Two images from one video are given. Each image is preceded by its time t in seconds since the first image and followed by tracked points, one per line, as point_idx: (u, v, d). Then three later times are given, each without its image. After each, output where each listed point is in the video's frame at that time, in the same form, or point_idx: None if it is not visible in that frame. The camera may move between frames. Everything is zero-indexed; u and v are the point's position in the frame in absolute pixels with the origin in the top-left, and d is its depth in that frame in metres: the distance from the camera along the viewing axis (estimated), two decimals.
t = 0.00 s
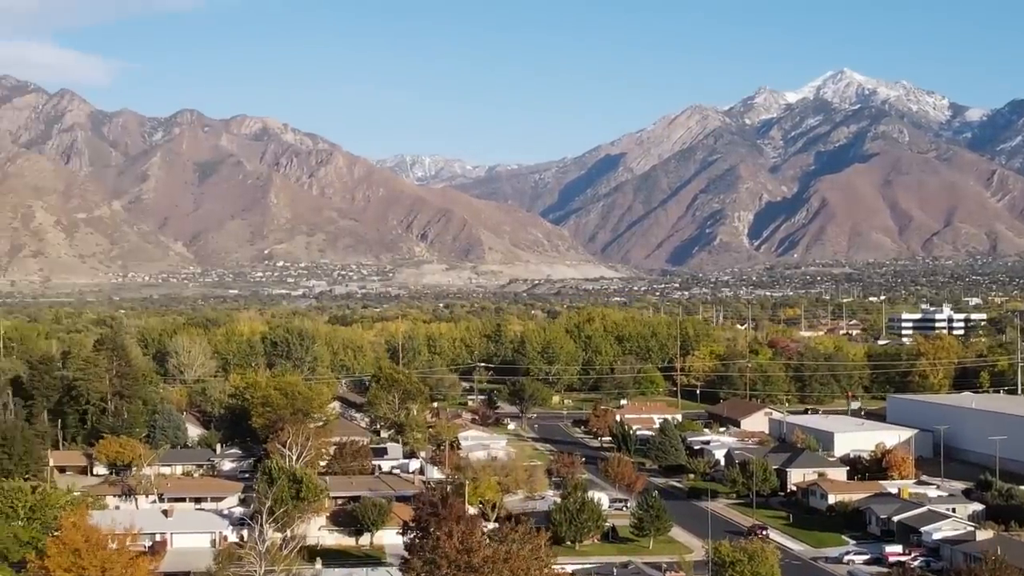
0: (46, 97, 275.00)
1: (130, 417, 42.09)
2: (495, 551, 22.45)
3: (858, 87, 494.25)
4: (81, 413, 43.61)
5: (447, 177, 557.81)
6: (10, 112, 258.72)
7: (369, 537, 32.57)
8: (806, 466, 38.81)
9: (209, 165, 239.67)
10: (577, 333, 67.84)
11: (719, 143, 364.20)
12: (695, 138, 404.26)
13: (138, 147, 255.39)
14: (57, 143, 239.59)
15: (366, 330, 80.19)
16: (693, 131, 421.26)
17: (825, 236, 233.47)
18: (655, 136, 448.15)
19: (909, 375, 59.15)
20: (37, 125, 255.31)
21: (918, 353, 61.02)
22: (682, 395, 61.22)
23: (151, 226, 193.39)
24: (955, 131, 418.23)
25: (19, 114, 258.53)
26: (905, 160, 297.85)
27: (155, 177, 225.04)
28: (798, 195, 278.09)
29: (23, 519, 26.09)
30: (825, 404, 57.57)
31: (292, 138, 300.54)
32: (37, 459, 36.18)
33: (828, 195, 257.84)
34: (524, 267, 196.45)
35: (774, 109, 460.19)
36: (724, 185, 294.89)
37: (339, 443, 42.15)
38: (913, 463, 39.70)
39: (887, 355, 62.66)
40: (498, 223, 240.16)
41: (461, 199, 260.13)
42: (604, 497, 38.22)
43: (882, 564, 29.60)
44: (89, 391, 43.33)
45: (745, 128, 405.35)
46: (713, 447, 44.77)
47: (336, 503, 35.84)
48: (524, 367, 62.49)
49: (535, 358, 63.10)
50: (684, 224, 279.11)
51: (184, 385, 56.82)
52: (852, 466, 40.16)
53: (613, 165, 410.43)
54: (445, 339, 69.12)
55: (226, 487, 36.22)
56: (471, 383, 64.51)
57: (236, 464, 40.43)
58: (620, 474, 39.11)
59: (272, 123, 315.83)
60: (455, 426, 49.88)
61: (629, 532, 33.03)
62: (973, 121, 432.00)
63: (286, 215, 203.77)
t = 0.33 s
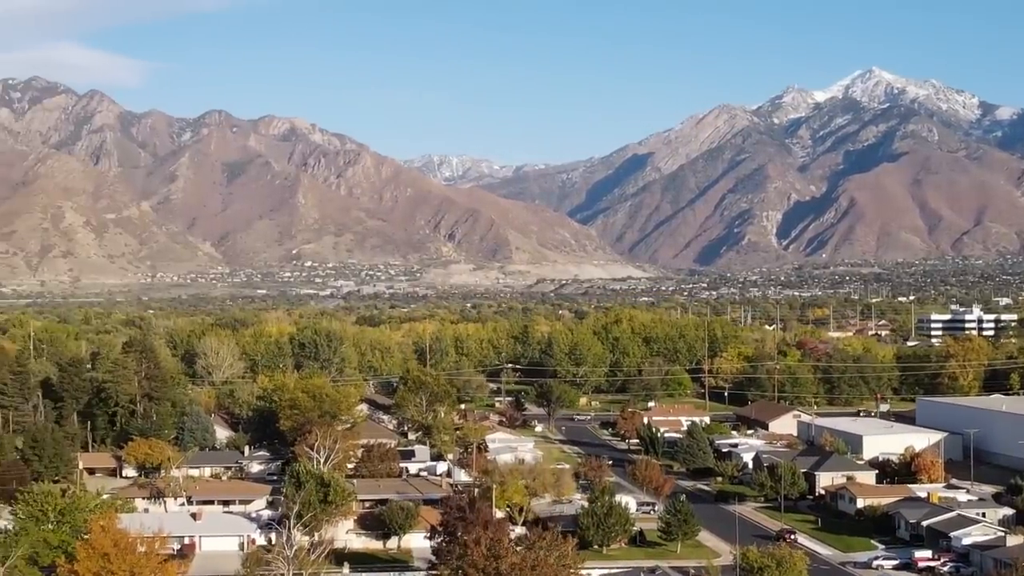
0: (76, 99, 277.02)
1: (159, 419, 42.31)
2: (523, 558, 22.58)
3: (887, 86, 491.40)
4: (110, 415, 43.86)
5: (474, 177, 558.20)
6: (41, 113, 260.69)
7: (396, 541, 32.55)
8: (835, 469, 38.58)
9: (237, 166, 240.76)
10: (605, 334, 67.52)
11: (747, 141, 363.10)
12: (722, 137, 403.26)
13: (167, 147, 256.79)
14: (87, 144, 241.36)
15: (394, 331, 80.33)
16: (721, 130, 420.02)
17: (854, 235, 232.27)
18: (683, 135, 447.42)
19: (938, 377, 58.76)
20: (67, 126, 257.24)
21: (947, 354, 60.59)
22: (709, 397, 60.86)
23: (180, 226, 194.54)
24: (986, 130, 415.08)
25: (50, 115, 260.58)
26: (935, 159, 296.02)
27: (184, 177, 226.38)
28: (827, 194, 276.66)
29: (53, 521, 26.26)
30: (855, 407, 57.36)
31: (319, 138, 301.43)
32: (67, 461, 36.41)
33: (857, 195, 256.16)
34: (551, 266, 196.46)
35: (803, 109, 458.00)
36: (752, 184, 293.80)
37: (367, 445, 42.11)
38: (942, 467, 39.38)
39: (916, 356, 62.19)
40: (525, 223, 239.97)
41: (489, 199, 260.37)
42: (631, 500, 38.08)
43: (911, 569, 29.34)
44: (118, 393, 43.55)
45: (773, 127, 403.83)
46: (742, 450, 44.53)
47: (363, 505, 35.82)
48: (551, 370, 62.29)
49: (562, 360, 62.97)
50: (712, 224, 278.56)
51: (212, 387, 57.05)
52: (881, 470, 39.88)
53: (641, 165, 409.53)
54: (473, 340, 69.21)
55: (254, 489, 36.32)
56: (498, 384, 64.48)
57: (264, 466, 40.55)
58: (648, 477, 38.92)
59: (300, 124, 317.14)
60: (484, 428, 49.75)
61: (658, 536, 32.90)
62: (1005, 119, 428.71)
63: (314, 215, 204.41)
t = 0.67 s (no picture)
0: (103, 100, 278.98)
1: (186, 420, 42.45)
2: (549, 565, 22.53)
3: (915, 85, 488.33)
4: (137, 416, 44.06)
5: (499, 177, 557.82)
6: (69, 113, 262.48)
7: (422, 545, 32.52)
8: (862, 473, 38.31)
9: (263, 167, 241.66)
10: (630, 335, 67.28)
11: (774, 141, 361.76)
12: (749, 136, 401.92)
13: (194, 148, 257.92)
14: (114, 144, 242.96)
15: (419, 331, 80.22)
16: (747, 129, 418.64)
17: (881, 234, 230.90)
18: (710, 134, 446.28)
19: (967, 379, 58.28)
20: (94, 127, 258.82)
21: (975, 356, 60.09)
22: (736, 398, 60.59)
23: (207, 226, 195.51)
24: (1016, 128, 411.79)
25: (77, 116, 262.29)
26: (963, 158, 294.03)
27: (211, 177, 227.54)
28: (854, 193, 275.15)
29: (81, 525, 26.41)
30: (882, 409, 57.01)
31: (345, 138, 302.12)
32: (95, 463, 36.62)
33: (884, 194, 254.54)
34: (577, 266, 196.10)
35: (830, 108, 455.58)
36: (779, 183, 292.51)
37: (393, 448, 42.09)
38: (971, 470, 39.05)
39: (944, 358, 61.61)
40: (551, 222, 239.70)
41: (514, 199, 260.46)
42: (656, 504, 37.94)
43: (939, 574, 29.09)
44: (146, 395, 43.74)
45: (800, 126, 402.12)
46: (768, 453, 44.31)
47: (390, 508, 35.88)
48: (576, 371, 62.10)
49: (588, 361, 62.77)
50: (737, 224, 277.63)
51: (239, 388, 57.26)
52: (909, 473, 39.60)
53: (666, 165, 408.46)
54: (499, 341, 69.26)
55: (281, 492, 36.46)
56: (524, 386, 64.42)
57: (290, 469, 40.66)
58: (674, 480, 38.77)
59: (326, 124, 318.16)
60: (509, 431, 49.63)
61: (684, 540, 32.79)
62: None
63: (340, 215, 204.98)
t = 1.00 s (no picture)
0: (130, 101, 280.75)
1: (212, 422, 42.60)
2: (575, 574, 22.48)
3: (942, 83, 485.04)
4: (163, 417, 44.18)
5: (523, 177, 557.83)
6: (96, 114, 264.03)
7: (447, 548, 32.41)
8: (888, 476, 37.97)
9: (288, 167, 242.43)
10: (656, 336, 66.99)
11: (799, 140, 360.39)
12: (774, 136, 400.27)
13: (219, 148, 258.98)
14: (141, 145, 244.42)
15: (444, 331, 80.19)
16: (773, 129, 416.98)
17: (907, 233, 229.45)
18: (736, 133, 444.83)
19: (995, 380, 57.76)
20: (121, 128, 260.30)
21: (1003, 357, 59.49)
22: (761, 400, 60.35)
23: (233, 227, 196.59)
24: None
25: (104, 117, 263.78)
26: (991, 156, 291.82)
27: (237, 177, 228.66)
28: (881, 192, 273.57)
29: (108, 527, 26.42)
30: (909, 412, 56.61)
31: (370, 138, 302.60)
32: (122, 465, 36.74)
33: (910, 193, 252.83)
34: (602, 266, 195.83)
35: (856, 106, 453.00)
36: (805, 182, 291.29)
37: (417, 450, 42.05)
38: (998, 473, 38.65)
39: (970, 359, 61.11)
40: (576, 222, 239.27)
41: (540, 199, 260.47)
42: (681, 507, 37.75)
43: None
44: (172, 397, 43.88)
45: (826, 125, 400.18)
46: (794, 456, 44.01)
47: (415, 511, 35.86)
48: (601, 373, 61.85)
49: (613, 362, 62.57)
50: (763, 223, 276.83)
51: (265, 390, 57.42)
52: (936, 477, 39.28)
53: (691, 165, 407.59)
54: (524, 342, 69.13)
55: (306, 494, 36.53)
56: (549, 387, 64.32)
57: (315, 470, 40.72)
58: (700, 483, 38.53)
59: (351, 124, 319.01)
60: (535, 433, 49.52)
61: (709, 544, 32.58)
62: None
63: (365, 215, 205.48)
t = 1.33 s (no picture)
0: (155, 102, 281.99)
1: (236, 424, 42.68)
2: None
3: (968, 82, 481.90)
4: (188, 420, 44.29)
5: (547, 177, 558.11)
6: (121, 115, 265.50)
7: (471, 552, 32.32)
8: (913, 480, 37.65)
9: (312, 168, 243.06)
10: (680, 338, 66.63)
11: (824, 140, 358.84)
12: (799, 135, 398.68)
13: (243, 149, 259.97)
14: (166, 145, 245.59)
15: (469, 332, 80.19)
16: (798, 128, 415.32)
17: (932, 233, 227.81)
18: (760, 132, 443.26)
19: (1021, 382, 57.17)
20: (146, 129, 261.76)
21: None
22: (786, 402, 60.02)
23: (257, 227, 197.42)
24: None
25: (129, 117, 265.22)
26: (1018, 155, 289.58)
27: (261, 178, 229.52)
28: (906, 191, 271.84)
29: (133, 532, 26.40)
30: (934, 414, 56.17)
31: (394, 139, 303.07)
32: (146, 468, 36.92)
33: (935, 193, 251.17)
34: (626, 266, 195.43)
35: (881, 105, 450.40)
36: (830, 181, 289.94)
37: (440, 452, 42.01)
38: None
39: (996, 361, 60.65)
40: (600, 222, 238.75)
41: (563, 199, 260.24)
42: (705, 511, 37.52)
43: None
44: (196, 399, 43.97)
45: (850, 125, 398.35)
46: (819, 459, 43.71)
47: (438, 514, 35.83)
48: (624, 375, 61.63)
49: (637, 365, 62.30)
50: (788, 223, 275.80)
51: (288, 391, 57.58)
52: (961, 481, 38.95)
53: (715, 165, 406.50)
54: (548, 343, 68.97)
55: (330, 497, 36.53)
56: (573, 388, 64.00)
57: (339, 473, 40.75)
58: (724, 487, 38.28)
59: (375, 125, 319.67)
60: (558, 436, 49.31)
61: (733, 548, 32.37)
62: None
63: (389, 215, 205.74)
